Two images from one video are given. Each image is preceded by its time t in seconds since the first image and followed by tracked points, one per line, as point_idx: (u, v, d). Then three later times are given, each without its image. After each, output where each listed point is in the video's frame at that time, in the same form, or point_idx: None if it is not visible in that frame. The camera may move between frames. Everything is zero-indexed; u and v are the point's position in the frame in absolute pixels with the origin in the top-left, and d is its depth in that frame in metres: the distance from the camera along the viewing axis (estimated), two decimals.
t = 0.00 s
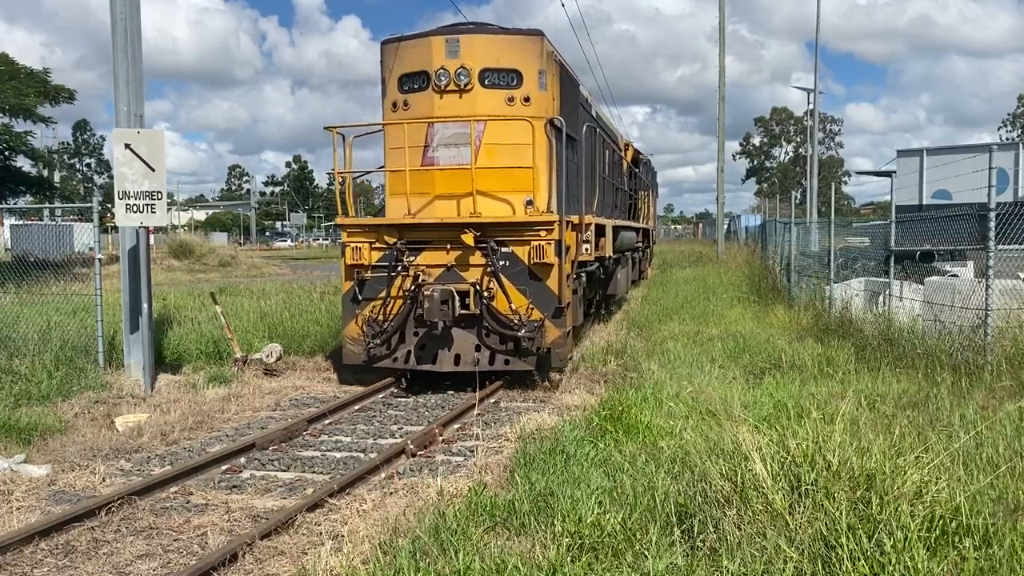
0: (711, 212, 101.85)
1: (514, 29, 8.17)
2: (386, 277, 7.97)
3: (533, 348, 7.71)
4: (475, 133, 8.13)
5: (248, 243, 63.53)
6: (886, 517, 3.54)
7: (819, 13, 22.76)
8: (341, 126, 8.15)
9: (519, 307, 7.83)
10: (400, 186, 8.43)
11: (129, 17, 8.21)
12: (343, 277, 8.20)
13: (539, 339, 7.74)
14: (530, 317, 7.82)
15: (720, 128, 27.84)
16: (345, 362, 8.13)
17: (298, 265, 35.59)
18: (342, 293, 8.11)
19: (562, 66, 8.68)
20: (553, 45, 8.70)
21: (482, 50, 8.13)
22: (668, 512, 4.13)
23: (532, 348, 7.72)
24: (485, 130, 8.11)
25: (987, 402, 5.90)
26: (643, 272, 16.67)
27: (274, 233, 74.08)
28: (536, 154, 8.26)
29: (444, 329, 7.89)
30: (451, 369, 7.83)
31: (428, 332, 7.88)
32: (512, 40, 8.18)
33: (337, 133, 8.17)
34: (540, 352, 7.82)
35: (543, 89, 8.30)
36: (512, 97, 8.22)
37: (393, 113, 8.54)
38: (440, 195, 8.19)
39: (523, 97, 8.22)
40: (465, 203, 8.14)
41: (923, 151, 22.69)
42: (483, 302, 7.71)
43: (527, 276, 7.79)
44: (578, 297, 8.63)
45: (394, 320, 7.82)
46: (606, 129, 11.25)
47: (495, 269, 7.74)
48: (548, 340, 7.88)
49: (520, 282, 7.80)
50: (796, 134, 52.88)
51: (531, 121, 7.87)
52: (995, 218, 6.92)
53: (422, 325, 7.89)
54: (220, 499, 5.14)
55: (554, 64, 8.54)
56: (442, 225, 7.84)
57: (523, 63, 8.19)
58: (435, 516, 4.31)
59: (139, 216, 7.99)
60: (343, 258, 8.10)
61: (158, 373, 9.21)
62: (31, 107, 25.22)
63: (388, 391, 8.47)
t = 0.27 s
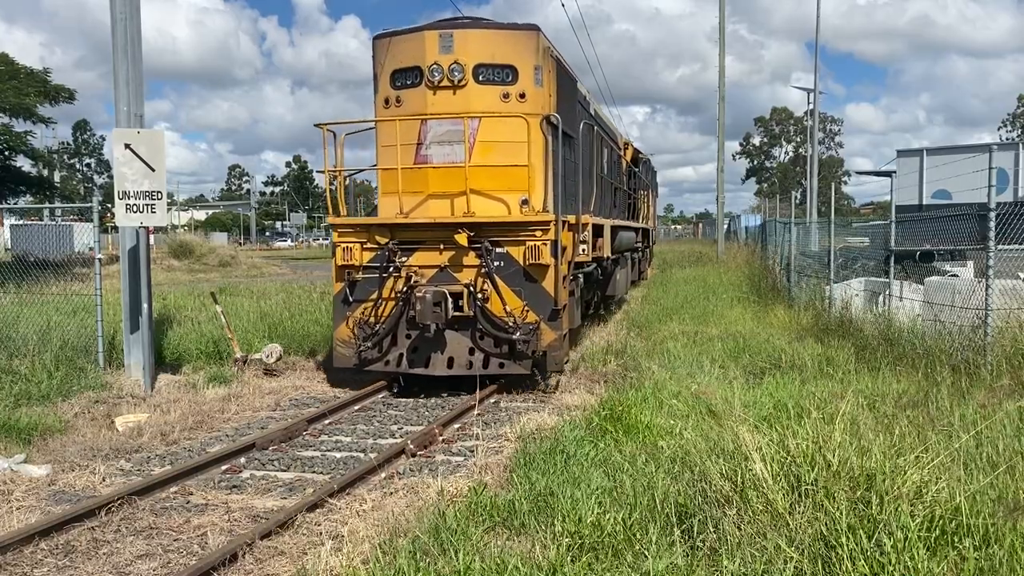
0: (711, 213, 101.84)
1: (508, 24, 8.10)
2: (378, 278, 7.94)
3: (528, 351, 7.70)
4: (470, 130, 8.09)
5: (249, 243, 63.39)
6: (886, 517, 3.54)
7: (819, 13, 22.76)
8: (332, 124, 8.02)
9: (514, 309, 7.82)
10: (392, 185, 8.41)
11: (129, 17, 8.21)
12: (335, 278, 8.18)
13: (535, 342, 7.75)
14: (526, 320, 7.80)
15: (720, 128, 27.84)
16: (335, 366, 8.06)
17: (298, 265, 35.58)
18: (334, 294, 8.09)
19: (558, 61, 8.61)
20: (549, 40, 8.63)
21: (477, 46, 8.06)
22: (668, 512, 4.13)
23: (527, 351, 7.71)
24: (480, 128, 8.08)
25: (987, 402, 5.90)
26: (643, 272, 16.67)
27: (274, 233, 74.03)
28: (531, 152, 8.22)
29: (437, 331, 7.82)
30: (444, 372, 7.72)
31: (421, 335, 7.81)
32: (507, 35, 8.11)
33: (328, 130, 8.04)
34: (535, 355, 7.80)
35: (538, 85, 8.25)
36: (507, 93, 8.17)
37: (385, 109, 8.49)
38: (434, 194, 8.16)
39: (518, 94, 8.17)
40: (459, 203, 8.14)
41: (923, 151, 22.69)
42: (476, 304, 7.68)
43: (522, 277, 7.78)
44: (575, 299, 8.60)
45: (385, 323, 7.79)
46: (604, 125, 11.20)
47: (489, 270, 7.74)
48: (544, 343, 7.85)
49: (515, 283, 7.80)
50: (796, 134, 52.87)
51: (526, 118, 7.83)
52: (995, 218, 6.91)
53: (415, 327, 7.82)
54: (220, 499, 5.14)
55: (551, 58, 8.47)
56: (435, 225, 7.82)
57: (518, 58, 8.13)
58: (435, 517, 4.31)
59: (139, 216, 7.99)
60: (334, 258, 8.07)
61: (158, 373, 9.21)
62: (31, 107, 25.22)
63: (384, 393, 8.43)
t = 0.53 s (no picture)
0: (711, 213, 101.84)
1: (503, 19, 7.99)
2: (368, 280, 7.83)
3: (523, 355, 7.59)
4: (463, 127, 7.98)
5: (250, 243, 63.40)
6: (886, 516, 3.54)
7: (819, 13, 22.76)
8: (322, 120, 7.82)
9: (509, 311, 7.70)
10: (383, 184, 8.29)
11: (128, 17, 8.21)
12: (324, 280, 8.06)
13: (530, 345, 7.60)
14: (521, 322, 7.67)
15: (720, 128, 27.83)
16: (325, 369, 7.96)
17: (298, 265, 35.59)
18: (323, 296, 7.98)
19: (554, 57, 8.50)
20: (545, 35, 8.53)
21: (470, 41, 7.96)
22: (668, 512, 4.13)
23: (522, 354, 7.60)
24: (473, 125, 7.97)
25: (987, 402, 5.90)
26: (643, 272, 16.68)
27: (275, 233, 73.99)
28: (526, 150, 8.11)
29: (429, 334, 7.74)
30: (436, 376, 7.69)
31: (413, 337, 7.73)
32: (501, 30, 8.00)
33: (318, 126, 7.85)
34: (530, 359, 7.70)
35: (533, 82, 8.14)
36: (501, 89, 8.06)
37: (376, 106, 8.38)
38: (426, 192, 8.04)
39: (513, 90, 8.06)
40: (451, 202, 7.99)
41: (923, 151, 22.69)
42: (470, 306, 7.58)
43: (516, 279, 7.66)
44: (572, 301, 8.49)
45: (376, 325, 7.69)
46: (602, 124, 11.10)
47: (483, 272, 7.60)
48: (539, 347, 7.72)
49: (509, 284, 7.68)
50: (796, 134, 52.87)
51: (521, 114, 7.71)
52: (995, 218, 6.91)
53: (406, 330, 7.75)
54: (220, 499, 5.14)
55: (547, 54, 8.36)
56: (428, 225, 7.72)
57: (512, 54, 8.02)
58: (435, 517, 4.31)
59: (139, 216, 7.99)
60: (324, 259, 7.96)
61: (158, 373, 9.21)
62: (31, 107, 25.23)
63: (375, 396, 8.32)
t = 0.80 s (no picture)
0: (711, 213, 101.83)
1: (497, 13, 7.83)
2: (359, 281, 7.67)
3: (517, 359, 7.41)
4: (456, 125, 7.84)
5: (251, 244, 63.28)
6: (886, 516, 3.54)
7: (819, 13, 22.77)
8: (312, 117, 7.64)
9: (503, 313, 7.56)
10: (374, 183, 8.15)
11: (129, 17, 8.21)
12: (313, 281, 7.90)
13: (525, 349, 7.41)
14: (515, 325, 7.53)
15: (720, 128, 27.84)
16: (314, 372, 7.80)
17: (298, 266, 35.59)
18: (312, 298, 7.83)
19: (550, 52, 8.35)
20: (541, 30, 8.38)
21: (463, 35, 7.80)
22: (668, 512, 4.13)
23: (517, 358, 7.41)
24: (466, 122, 7.83)
25: (987, 402, 5.90)
26: (643, 272, 16.68)
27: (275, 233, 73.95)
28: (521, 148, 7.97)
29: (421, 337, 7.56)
30: (427, 381, 7.50)
31: (403, 341, 7.53)
32: (496, 25, 7.84)
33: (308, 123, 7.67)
34: (524, 363, 7.52)
35: (529, 77, 7.99)
36: (496, 85, 7.91)
37: (367, 103, 8.24)
38: (418, 191, 7.89)
39: (508, 86, 7.91)
40: (443, 201, 7.85)
41: (923, 151, 22.70)
42: (462, 308, 7.42)
43: (511, 280, 7.54)
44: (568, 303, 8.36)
45: (367, 328, 7.50)
46: (599, 121, 10.97)
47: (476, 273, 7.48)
48: (535, 350, 7.57)
49: (503, 286, 7.55)
50: (796, 134, 52.87)
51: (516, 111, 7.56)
52: (995, 217, 6.92)
53: (397, 333, 7.55)
54: (220, 499, 5.14)
55: (542, 49, 8.22)
56: (421, 224, 7.60)
57: (507, 48, 7.87)
58: (435, 517, 4.30)
59: (139, 216, 7.99)
60: (313, 260, 7.81)
61: (158, 373, 9.21)
62: (31, 107, 25.25)
63: (366, 400, 8.13)
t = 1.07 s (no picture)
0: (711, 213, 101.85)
1: (490, 6, 7.67)
2: (347, 283, 7.47)
3: (512, 363, 7.25)
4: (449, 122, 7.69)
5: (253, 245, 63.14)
6: (886, 516, 3.54)
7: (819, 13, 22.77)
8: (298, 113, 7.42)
9: (496, 316, 7.37)
10: (366, 182, 8.05)
11: (128, 17, 8.21)
12: (301, 283, 7.69)
13: (519, 353, 7.27)
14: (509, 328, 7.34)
15: (720, 128, 27.84)
16: (302, 376, 7.62)
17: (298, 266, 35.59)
18: (300, 300, 7.63)
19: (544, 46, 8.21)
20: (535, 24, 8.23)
21: (455, 30, 7.63)
22: (668, 512, 4.13)
23: (511, 363, 7.25)
24: (459, 119, 7.68)
25: (987, 402, 5.90)
26: (643, 271, 16.70)
27: (275, 234, 73.87)
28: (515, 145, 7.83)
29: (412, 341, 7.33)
30: (419, 386, 7.26)
31: (394, 345, 7.31)
32: (489, 19, 7.69)
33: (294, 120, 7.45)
34: (518, 367, 7.34)
35: (523, 73, 7.85)
36: (489, 81, 7.77)
37: (357, 98, 8.06)
38: (410, 190, 7.75)
39: (502, 81, 7.77)
40: (436, 200, 7.73)
41: (923, 151, 22.71)
42: (455, 311, 7.23)
43: (504, 282, 7.35)
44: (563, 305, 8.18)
45: (356, 331, 7.29)
46: (595, 119, 10.83)
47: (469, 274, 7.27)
48: (529, 354, 7.39)
49: (496, 288, 7.36)
50: (796, 134, 52.87)
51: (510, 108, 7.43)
52: (995, 218, 6.92)
53: (387, 336, 7.33)
54: (220, 499, 5.14)
55: (537, 44, 8.06)
56: (410, 225, 7.37)
57: (500, 43, 7.72)
58: (435, 517, 4.30)
59: (139, 216, 7.99)
60: (299, 260, 7.55)
61: (158, 373, 9.21)
62: (31, 107, 25.26)
63: (355, 406, 7.86)
